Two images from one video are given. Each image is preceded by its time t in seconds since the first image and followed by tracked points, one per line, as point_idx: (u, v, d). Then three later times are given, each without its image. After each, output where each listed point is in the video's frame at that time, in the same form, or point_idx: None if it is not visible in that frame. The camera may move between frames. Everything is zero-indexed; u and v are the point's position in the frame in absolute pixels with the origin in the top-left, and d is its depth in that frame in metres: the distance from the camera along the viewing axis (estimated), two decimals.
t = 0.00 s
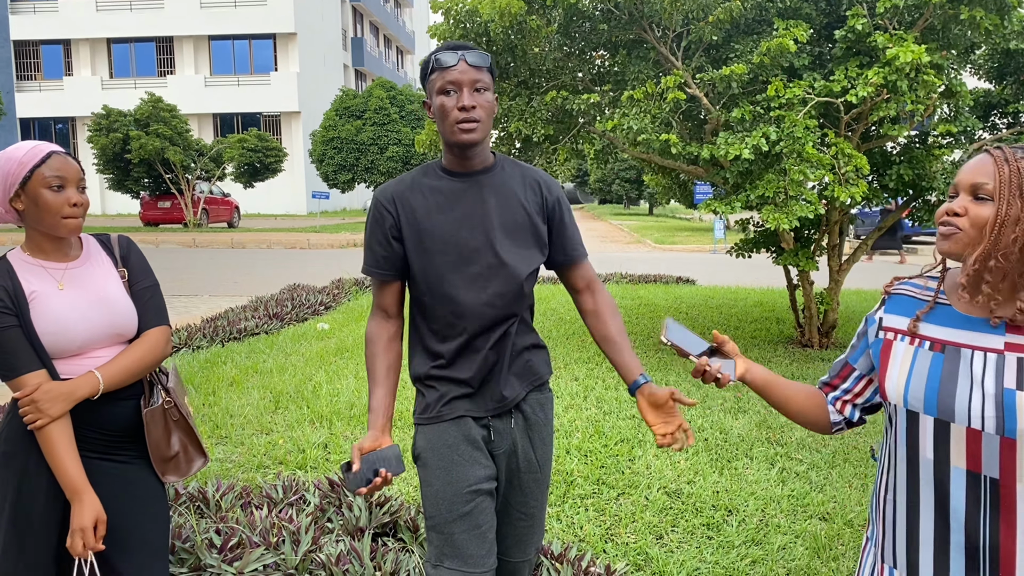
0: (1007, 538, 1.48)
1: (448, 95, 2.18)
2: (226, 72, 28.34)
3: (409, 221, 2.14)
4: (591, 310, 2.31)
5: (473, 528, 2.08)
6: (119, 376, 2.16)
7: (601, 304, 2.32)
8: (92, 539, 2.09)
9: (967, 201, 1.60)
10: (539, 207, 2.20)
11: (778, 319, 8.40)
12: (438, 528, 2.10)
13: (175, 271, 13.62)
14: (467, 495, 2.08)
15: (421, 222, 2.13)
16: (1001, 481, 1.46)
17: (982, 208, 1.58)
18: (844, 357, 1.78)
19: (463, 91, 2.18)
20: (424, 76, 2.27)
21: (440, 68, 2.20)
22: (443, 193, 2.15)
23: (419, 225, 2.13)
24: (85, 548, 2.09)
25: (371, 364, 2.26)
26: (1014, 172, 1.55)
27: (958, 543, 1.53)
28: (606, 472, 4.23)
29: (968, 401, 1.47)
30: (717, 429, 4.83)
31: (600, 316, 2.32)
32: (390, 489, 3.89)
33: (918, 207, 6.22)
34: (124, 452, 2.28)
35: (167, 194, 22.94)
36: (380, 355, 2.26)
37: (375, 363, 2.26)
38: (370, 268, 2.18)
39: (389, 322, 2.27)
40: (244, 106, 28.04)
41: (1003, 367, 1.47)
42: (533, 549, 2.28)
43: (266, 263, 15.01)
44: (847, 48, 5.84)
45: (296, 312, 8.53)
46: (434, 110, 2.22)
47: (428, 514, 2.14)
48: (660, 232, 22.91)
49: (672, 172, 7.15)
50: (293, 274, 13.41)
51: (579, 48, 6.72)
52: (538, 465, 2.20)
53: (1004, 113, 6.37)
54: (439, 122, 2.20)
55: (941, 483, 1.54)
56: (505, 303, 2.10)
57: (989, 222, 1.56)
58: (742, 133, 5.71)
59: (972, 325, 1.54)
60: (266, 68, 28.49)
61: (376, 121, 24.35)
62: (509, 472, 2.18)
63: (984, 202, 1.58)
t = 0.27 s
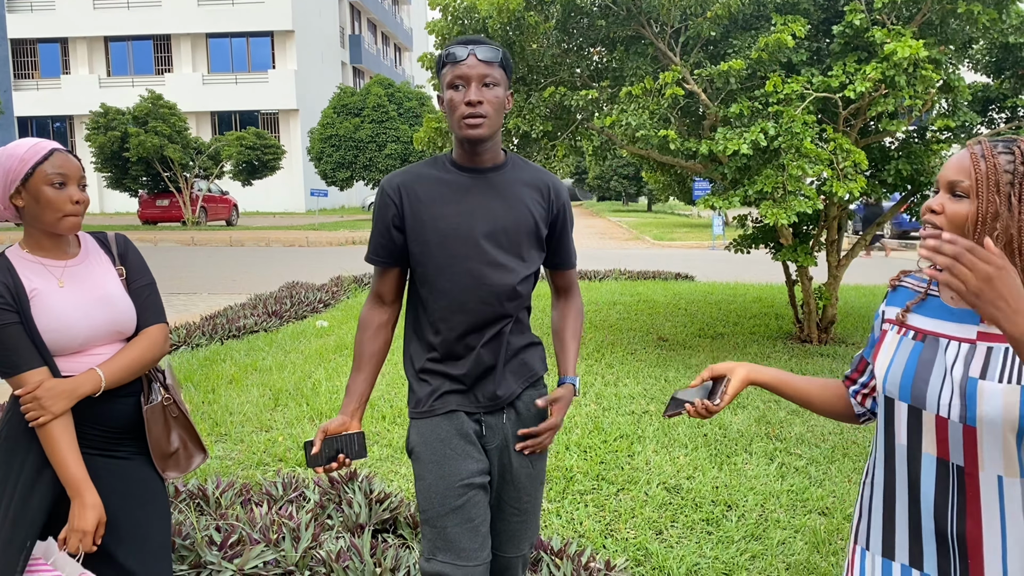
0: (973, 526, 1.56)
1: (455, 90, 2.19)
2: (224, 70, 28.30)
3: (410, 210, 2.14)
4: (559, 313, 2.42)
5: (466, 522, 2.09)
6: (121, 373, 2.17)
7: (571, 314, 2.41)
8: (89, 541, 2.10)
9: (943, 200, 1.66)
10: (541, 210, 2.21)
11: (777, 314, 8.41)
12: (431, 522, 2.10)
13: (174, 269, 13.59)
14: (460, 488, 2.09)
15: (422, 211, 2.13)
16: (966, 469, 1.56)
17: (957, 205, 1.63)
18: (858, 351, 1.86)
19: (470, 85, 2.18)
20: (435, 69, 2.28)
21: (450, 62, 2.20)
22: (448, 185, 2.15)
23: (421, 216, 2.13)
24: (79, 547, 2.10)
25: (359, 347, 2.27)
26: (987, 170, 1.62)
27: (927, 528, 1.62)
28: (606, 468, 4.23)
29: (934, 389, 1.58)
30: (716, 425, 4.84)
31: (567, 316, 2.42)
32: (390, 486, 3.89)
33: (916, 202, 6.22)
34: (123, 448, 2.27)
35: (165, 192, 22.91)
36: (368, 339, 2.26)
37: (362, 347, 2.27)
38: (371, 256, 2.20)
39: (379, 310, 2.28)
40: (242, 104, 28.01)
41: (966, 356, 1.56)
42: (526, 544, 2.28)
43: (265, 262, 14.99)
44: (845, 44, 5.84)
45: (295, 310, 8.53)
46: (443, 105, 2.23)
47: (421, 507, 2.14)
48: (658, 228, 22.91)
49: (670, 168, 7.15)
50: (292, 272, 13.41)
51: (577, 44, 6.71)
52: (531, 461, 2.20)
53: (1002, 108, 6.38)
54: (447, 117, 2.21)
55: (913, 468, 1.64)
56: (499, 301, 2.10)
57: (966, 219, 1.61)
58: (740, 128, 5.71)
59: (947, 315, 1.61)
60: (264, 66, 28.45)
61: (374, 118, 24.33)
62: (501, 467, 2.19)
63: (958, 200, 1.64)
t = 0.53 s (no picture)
0: (902, 506, 1.65)
1: (456, 85, 2.19)
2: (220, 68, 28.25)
3: (410, 203, 2.13)
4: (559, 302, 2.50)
5: (457, 514, 2.09)
6: (117, 368, 2.17)
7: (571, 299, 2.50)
8: (95, 529, 2.10)
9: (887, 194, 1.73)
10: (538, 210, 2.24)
11: (773, 309, 8.42)
12: (422, 515, 2.11)
13: (171, 267, 13.57)
14: (451, 481, 2.09)
15: (421, 206, 2.12)
16: (891, 449, 1.66)
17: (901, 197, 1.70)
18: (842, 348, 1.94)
19: (471, 82, 2.18)
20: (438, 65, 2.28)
21: (453, 57, 2.21)
22: (448, 180, 2.15)
23: (420, 210, 2.12)
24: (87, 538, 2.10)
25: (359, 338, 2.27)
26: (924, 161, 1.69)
27: (865, 511, 1.72)
28: (603, 463, 4.24)
29: (872, 371, 1.70)
30: (713, 420, 4.85)
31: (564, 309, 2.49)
32: (387, 482, 3.90)
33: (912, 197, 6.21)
34: (120, 445, 2.28)
35: (163, 190, 22.87)
36: (368, 331, 2.26)
37: (362, 341, 2.27)
38: (367, 248, 2.18)
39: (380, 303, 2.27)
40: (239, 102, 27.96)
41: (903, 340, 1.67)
42: (520, 536, 2.29)
43: (262, 259, 14.97)
44: (840, 39, 5.84)
45: (292, 308, 8.52)
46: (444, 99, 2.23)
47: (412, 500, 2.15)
48: (656, 225, 22.91)
49: (666, 164, 7.15)
50: (289, 269, 13.39)
51: (573, 40, 6.70)
52: (521, 453, 2.22)
53: (998, 102, 6.40)
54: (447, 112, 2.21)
55: (854, 453, 1.74)
56: (493, 299, 2.12)
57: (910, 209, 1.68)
58: (736, 124, 5.71)
59: (899, 304, 1.71)
60: (261, 64, 28.40)
61: (371, 115, 24.29)
62: (492, 460, 2.20)
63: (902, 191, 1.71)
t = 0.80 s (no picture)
0: (832, 489, 1.67)
1: (452, 83, 2.20)
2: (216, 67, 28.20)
3: (408, 199, 2.14)
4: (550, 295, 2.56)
5: (456, 509, 2.11)
6: (114, 367, 2.18)
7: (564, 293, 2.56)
8: (99, 522, 2.12)
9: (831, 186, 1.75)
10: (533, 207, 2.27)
11: (770, 306, 8.44)
12: (421, 511, 2.11)
13: (168, 267, 13.55)
14: (449, 477, 2.10)
15: (419, 202, 2.13)
16: (824, 433, 1.68)
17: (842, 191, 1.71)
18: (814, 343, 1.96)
19: (468, 80, 2.19)
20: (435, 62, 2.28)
21: (449, 55, 2.21)
22: (445, 177, 2.16)
23: (418, 206, 2.13)
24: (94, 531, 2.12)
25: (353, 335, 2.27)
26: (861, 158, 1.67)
27: (806, 495, 1.74)
28: (600, 459, 4.25)
29: (813, 355, 1.72)
30: (710, 415, 4.87)
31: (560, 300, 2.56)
32: (385, 479, 3.91)
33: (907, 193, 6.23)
34: (118, 442, 2.29)
35: (159, 189, 22.84)
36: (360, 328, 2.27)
37: (357, 337, 2.27)
38: (363, 244, 2.17)
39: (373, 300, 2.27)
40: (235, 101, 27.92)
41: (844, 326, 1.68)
42: (516, 530, 2.31)
43: (259, 258, 14.96)
44: (836, 35, 5.85)
45: (289, 306, 8.53)
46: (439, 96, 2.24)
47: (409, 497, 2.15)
48: (652, 223, 22.98)
49: (663, 161, 7.17)
50: (286, 268, 13.39)
51: (569, 37, 6.70)
52: (518, 447, 2.25)
53: (993, 97, 6.42)
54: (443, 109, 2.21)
55: (796, 435, 1.77)
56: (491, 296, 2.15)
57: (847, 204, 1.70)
58: (732, 120, 5.72)
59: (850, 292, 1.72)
60: (256, 62, 28.36)
61: (368, 113, 24.27)
62: (489, 454, 2.21)
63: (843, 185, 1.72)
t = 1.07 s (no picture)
0: (797, 467, 1.74)
1: (451, 81, 2.24)
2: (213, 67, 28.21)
3: (410, 194, 2.18)
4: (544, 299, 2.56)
5: (459, 498, 2.15)
6: (124, 360, 2.21)
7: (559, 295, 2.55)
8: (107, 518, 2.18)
9: (800, 177, 1.80)
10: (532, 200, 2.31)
11: (767, 302, 8.50)
12: (425, 499, 2.16)
13: (167, 267, 13.57)
14: (451, 466, 2.15)
15: (421, 198, 2.18)
16: (790, 412, 1.75)
17: (810, 182, 1.77)
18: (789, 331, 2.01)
19: (466, 77, 2.23)
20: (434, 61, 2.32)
21: (449, 53, 2.25)
22: (446, 172, 2.21)
23: (421, 201, 2.18)
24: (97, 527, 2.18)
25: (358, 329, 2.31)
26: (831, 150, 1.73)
27: (778, 475, 1.82)
28: (600, 452, 4.31)
29: (780, 341, 1.77)
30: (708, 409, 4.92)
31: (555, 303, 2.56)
32: (387, 473, 3.95)
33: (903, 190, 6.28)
34: (129, 433, 2.33)
35: (157, 190, 22.85)
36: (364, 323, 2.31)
37: (362, 331, 2.31)
38: (366, 240, 2.22)
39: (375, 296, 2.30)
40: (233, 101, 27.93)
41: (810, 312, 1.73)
42: (519, 517, 2.35)
43: (258, 258, 14.99)
44: (831, 34, 5.91)
45: (289, 305, 8.57)
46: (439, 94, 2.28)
47: (413, 486, 2.20)
48: (649, 221, 23.07)
49: (661, 159, 7.22)
50: (285, 268, 13.42)
51: (567, 36, 6.75)
52: (520, 437, 2.28)
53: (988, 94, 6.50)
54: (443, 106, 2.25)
55: (769, 416, 1.83)
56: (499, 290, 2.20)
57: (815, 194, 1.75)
58: (729, 118, 5.78)
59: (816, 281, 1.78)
60: (253, 62, 28.38)
61: (365, 113, 24.31)
62: (492, 444, 2.25)
63: (810, 176, 1.77)
